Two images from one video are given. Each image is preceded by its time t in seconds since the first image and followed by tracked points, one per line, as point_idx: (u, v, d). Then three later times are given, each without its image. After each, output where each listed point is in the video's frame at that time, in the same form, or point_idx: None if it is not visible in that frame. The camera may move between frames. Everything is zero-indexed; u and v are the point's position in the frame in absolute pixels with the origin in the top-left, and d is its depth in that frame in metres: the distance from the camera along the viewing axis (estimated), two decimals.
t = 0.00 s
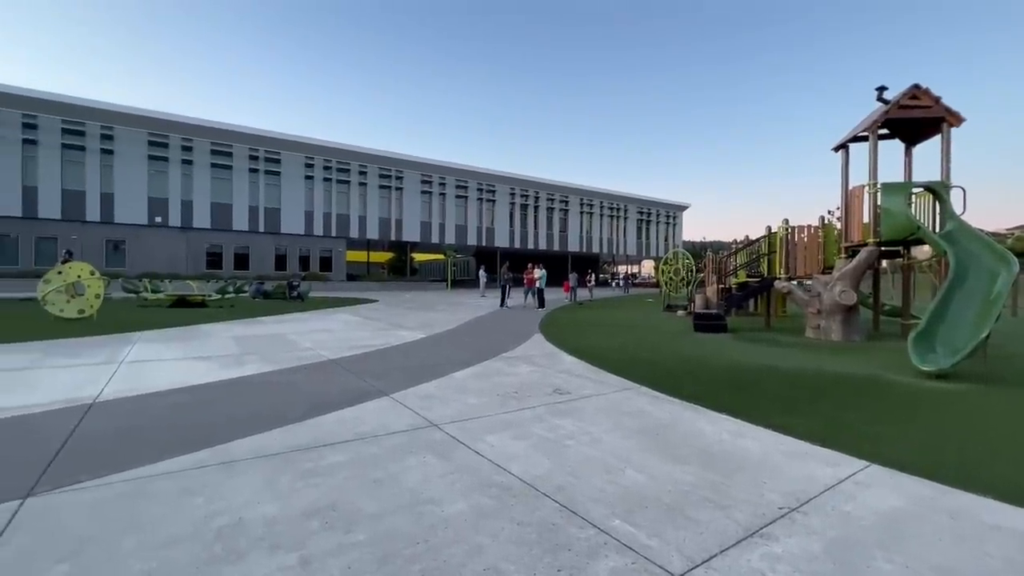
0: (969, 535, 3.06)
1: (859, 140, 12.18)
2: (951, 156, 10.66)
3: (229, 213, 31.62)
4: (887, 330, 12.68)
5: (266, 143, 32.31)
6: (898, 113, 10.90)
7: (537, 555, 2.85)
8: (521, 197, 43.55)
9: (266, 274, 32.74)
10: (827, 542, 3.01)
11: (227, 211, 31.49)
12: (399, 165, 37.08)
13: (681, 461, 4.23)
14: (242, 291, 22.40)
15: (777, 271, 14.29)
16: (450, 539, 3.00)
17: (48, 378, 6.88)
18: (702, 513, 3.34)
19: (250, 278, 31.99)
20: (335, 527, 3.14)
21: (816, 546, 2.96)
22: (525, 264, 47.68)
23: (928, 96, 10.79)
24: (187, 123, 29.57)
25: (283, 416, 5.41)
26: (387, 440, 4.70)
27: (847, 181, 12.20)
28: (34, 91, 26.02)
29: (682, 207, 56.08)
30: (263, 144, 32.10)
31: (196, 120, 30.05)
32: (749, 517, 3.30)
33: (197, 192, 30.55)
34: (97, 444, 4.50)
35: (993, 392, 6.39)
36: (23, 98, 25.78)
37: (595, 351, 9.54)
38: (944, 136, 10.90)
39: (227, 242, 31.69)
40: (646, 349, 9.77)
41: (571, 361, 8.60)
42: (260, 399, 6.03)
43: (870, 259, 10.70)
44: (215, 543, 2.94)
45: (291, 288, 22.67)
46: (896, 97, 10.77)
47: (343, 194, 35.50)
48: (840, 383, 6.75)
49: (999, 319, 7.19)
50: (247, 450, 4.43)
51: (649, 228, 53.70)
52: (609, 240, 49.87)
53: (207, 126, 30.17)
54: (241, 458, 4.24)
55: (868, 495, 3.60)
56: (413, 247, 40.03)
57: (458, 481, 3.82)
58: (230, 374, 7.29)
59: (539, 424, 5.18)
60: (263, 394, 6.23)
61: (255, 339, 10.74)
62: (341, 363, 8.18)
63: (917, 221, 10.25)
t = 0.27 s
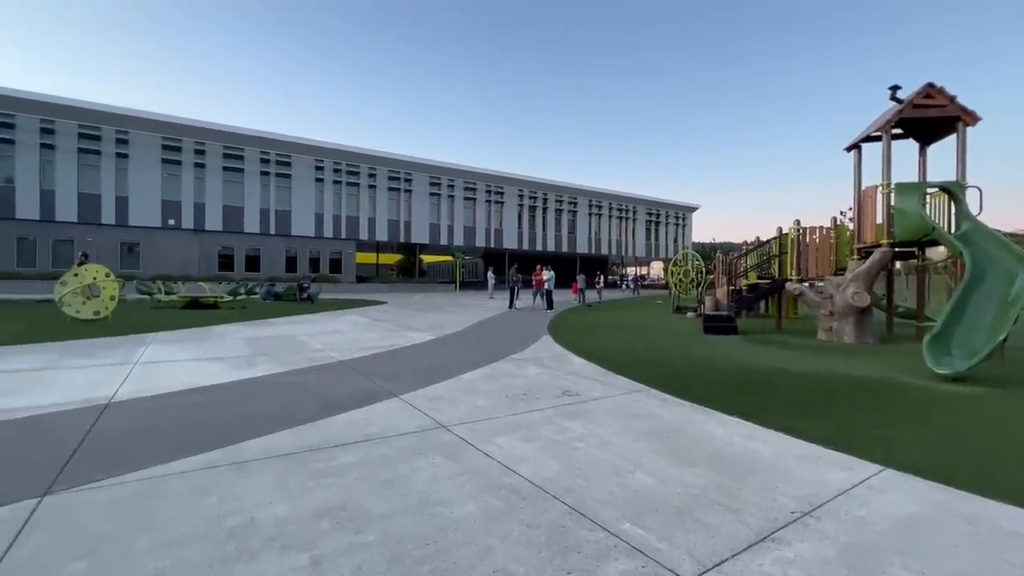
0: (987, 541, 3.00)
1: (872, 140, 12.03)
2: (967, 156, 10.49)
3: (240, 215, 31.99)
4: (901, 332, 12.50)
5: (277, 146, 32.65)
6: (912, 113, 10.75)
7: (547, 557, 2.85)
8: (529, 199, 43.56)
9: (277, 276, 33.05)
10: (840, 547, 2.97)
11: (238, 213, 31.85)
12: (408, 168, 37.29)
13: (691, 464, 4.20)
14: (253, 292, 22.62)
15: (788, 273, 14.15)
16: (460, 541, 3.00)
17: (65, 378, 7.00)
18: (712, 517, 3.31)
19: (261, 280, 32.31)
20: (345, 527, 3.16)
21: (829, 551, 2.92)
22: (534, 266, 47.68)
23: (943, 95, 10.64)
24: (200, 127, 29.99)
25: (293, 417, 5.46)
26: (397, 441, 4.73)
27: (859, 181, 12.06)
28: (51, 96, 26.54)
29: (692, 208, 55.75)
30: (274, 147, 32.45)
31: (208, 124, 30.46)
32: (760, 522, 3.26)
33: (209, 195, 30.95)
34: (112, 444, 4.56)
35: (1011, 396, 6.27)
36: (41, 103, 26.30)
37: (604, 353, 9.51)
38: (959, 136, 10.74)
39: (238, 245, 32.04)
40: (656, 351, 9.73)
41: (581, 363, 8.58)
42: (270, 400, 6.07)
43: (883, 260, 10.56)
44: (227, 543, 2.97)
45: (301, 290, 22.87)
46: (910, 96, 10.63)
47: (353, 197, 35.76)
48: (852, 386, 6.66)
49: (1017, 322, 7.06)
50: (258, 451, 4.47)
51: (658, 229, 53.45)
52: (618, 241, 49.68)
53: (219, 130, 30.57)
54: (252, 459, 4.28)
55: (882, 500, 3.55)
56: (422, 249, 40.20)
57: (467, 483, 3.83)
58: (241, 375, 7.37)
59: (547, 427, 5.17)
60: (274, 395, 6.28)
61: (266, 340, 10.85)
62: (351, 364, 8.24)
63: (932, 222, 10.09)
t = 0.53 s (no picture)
0: (1008, 548, 2.94)
1: (887, 139, 11.85)
2: (985, 154, 10.31)
3: (253, 217, 32.37)
4: (917, 334, 12.28)
5: (289, 149, 33.00)
6: (928, 111, 10.58)
7: (558, 559, 2.84)
8: (539, 201, 43.55)
9: (289, 278, 33.38)
10: (855, 552, 2.93)
11: (251, 216, 32.23)
12: (418, 170, 37.48)
13: (702, 466, 4.17)
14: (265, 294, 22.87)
15: (801, 274, 13.98)
16: (471, 542, 3.01)
17: (83, 378, 7.13)
18: (725, 520, 3.29)
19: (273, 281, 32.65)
20: (357, 527, 3.18)
21: (843, 556, 2.89)
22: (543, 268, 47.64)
23: (960, 93, 10.46)
24: (213, 130, 30.42)
25: (305, 417, 5.51)
26: (407, 442, 4.75)
27: (874, 181, 11.89)
28: (71, 101, 27.09)
29: (703, 209, 55.34)
30: (286, 150, 32.81)
31: (222, 128, 30.89)
32: (774, 526, 3.23)
33: (223, 198, 31.37)
34: (130, 443, 4.64)
35: None
36: (60, 109, 26.85)
37: (614, 354, 9.48)
38: (977, 134, 10.55)
39: (251, 246, 32.41)
40: (667, 353, 9.68)
41: (590, 365, 8.54)
42: (282, 401, 6.14)
43: (899, 261, 10.39)
44: (241, 541, 3.01)
45: (313, 291, 23.08)
46: (926, 94, 10.46)
47: (363, 199, 36.03)
48: (867, 389, 6.56)
49: None
50: (271, 450, 4.52)
51: (668, 230, 53.12)
52: (628, 242, 49.49)
53: (232, 133, 30.99)
54: (265, 458, 4.33)
55: (899, 505, 3.49)
56: (432, 250, 40.35)
57: (478, 484, 3.84)
58: (254, 376, 7.45)
59: (558, 428, 5.17)
60: (286, 396, 6.35)
61: (278, 341, 10.97)
62: (362, 365, 8.29)
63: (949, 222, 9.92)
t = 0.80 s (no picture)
0: None
1: (904, 137, 11.65)
2: (1006, 152, 10.08)
3: (267, 219, 32.78)
4: (937, 336, 12.03)
5: (301, 152, 33.37)
6: (947, 108, 10.38)
7: (569, 560, 2.84)
8: (549, 201, 43.50)
9: (301, 279, 33.73)
10: (872, 557, 2.88)
11: (264, 217, 32.64)
12: (428, 171, 37.67)
13: (715, 469, 4.14)
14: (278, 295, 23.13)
15: (816, 274, 13.78)
16: (483, 543, 3.02)
17: (101, 378, 7.26)
18: (739, 524, 3.25)
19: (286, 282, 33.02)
20: (370, 526, 3.20)
21: (860, 561, 2.85)
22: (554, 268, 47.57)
23: (980, 89, 10.25)
24: (228, 133, 30.87)
25: (319, 417, 5.57)
26: (419, 442, 4.77)
27: (890, 179, 11.69)
28: (90, 106, 27.67)
29: (715, 209, 54.84)
30: (299, 152, 33.18)
31: (236, 131, 31.35)
32: (789, 529, 3.19)
33: (237, 200, 31.82)
34: (147, 442, 4.72)
35: None
36: (80, 113, 27.43)
37: (625, 355, 9.44)
38: (998, 131, 10.33)
39: (264, 248, 32.80)
40: (679, 354, 9.61)
41: (602, 366, 8.51)
42: (295, 401, 6.20)
43: (917, 261, 10.18)
44: (256, 539, 3.05)
45: (325, 292, 23.29)
46: (944, 91, 10.26)
47: (375, 201, 36.29)
48: (885, 391, 6.45)
49: None
50: (285, 450, 4.58)
51: (680, 230, 52.75)
52: (639, 243, 49.22)
53: (246, 137, 31.45)
54: (280, 458, 4.38)
55: (918, 510, 3.42)
56: (442, 251, 40.50)
57: (489, 484, 3.84)
58: (267, 376, 7.54)
59: (569, 429, 5.16)
60: (300, 396, 6.41)
61: (292, 341, 11.09)
62: (374, 365, 8.36)
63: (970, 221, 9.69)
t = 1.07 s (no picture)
0: None
1: (923, 135, 11.42)
2: None
3: (281, 221, 33.19)
4: (958, 337, 11.77)
5: (315, 154, 33.75)
6: (968, 104, 10.16)
7: (583, 561, 2.83)
8: (560, 202, 43.41)
9: (315, 279, 34.08)
10: (892, 562, 2.83)
11: (279, 219, 33.04)
12: (440, 172, 37.85)
13: (730, 470, 4.10)
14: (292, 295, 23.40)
15: (832, 274, 13.58)
16: (496, 542, 3.02)
17: (121, 377, 7.40)
18: (755, 526, 3.22)
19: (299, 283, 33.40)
20: (384, 525, 3.23)
21: (879, 566, 2.80)
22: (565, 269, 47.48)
23: (1002, 85, 10.02)
24: (243, 136, 31.33)
25: (333, 416, 5.63)
26: (432, 442, 4.80)
27: (909, 178, 11.46)
28: (110, 111, 28.28)
29: (729, 208, 54.30)
30: (313, 154, 33.56)
31: (251, 134, 31.81)
32: (806, 533, 3.14)
33: (252, 202, 32.26)
34: (166, 440, 4.80)
35: None
36: (100, 118, 28.04)
37: (638, 356, 9.40)
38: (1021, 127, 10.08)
39: (278, 249, 33.21)
40: (692, 355, 9.54)
41: (614, 367, 8.47)
42: (310, 400, 6.27)
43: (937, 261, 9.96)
44: (273, 536, 3.09)
45: (338, 292, 23.52)
46: (965, 86, 10.04)
47: (387, 202, 36.56)
48: (904, 393, 6.33)
49: None
50: (300, 449, 4.63)
51: (692, 230, 52.30)
52: (651, 243, 48.90)
53: (261, 140, 31.90)
54: (295, 456, 4.44)
55: (940, 514, 3.35)
56: (454, 252, 40.65)
57: (502, 484, 3.85)
58: (282, 375, 7.64)
59: (581, 430, 5.14)
60: (314, 395, 6.49)
61: (306, 341, 11.22)
62: (387, 365, 8.43)
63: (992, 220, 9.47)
